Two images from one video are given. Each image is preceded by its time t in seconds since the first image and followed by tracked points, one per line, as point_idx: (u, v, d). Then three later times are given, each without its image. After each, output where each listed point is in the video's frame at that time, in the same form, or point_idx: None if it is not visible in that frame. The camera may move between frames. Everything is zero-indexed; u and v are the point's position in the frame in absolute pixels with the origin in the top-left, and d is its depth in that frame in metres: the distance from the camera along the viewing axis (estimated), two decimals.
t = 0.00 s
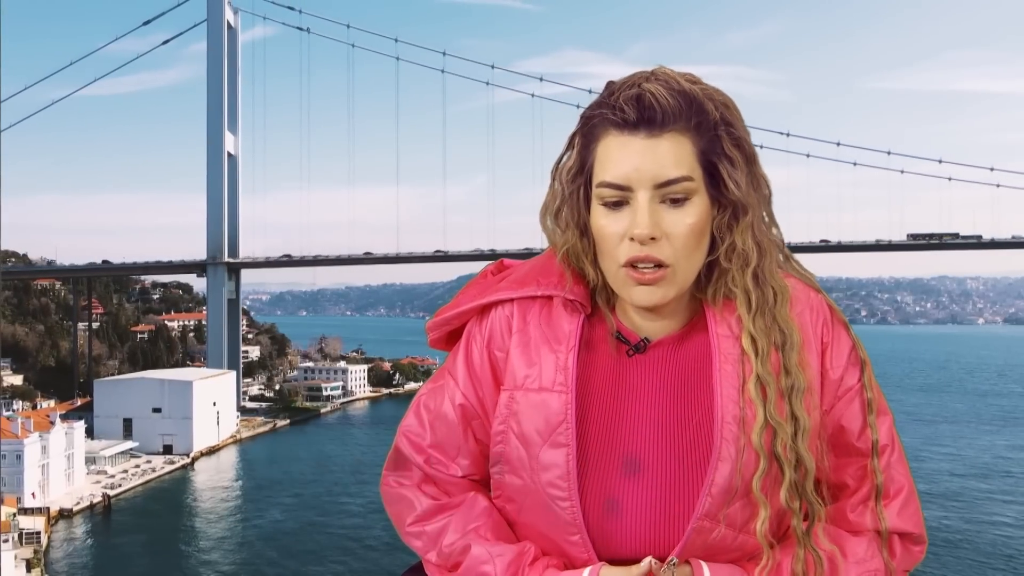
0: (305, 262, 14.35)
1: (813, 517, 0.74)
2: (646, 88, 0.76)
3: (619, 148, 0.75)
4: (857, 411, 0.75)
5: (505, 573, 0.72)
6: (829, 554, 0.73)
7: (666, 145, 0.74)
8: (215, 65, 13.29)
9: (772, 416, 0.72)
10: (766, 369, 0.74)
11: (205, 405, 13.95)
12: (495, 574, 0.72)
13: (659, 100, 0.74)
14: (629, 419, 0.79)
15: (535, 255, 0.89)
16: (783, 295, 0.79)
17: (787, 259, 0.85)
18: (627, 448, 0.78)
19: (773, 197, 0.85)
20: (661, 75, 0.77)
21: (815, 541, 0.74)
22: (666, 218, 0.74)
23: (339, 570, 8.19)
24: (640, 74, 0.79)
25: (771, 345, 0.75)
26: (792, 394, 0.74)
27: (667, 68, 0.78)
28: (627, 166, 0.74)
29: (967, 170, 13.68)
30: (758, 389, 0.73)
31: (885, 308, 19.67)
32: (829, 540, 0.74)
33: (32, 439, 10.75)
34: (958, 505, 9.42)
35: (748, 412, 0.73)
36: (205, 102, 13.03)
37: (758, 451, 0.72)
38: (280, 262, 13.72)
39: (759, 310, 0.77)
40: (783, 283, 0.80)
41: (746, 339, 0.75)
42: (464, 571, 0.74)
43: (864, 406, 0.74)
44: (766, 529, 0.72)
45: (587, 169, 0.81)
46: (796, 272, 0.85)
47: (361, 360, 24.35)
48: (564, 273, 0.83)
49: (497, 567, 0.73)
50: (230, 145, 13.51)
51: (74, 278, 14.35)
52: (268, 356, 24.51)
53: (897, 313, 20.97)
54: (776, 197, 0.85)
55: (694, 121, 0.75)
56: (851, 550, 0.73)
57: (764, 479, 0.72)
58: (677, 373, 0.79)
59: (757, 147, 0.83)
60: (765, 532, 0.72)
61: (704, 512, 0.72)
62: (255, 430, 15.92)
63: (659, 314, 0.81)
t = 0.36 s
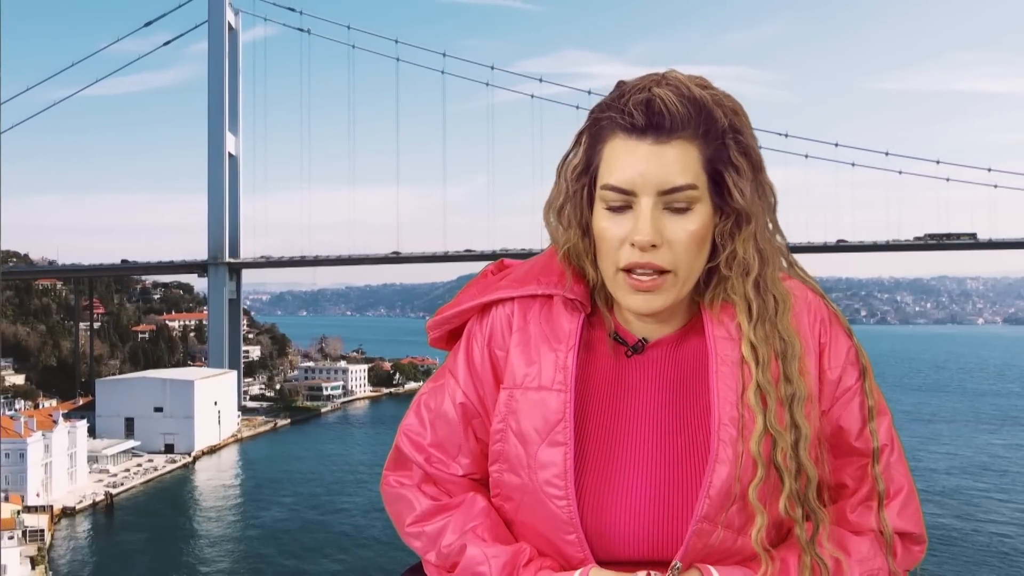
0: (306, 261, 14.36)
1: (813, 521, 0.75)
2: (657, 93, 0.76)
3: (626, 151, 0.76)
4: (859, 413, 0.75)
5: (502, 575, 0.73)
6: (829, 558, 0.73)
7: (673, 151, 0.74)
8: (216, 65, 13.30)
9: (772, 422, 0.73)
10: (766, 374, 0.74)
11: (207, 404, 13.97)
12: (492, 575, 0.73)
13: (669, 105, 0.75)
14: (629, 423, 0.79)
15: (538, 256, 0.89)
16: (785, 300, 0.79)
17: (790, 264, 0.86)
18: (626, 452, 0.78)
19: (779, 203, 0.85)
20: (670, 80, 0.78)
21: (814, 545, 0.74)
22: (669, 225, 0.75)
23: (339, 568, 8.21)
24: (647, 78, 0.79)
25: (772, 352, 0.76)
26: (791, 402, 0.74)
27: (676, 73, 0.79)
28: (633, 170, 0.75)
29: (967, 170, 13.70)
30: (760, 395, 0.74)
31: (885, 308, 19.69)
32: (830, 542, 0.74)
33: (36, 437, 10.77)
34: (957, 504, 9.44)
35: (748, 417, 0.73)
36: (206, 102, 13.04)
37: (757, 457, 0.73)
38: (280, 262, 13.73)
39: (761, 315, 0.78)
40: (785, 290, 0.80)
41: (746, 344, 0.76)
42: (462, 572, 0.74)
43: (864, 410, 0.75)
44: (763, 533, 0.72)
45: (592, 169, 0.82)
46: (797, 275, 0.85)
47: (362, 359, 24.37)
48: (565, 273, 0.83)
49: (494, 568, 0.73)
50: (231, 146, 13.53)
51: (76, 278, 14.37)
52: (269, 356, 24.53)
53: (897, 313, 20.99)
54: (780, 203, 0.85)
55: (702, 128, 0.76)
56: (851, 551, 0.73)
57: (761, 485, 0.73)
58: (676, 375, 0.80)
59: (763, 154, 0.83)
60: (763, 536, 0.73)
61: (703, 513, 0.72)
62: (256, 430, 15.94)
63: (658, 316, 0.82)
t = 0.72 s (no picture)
0: (307, 262, 14.37)
1: (814, 519, 0.75)
2: (660, 91, 0.76)
3: (630, 149, 0.76)
4: (859, 414, 0.75)
5: (504, 575, 0.73)
6: (829, 560, 0.73)
7: (676, 151, 0.75)
8: (217, 66, 13.30)
9: (774, 422, 0.73)
10: (767, 374, 0.74)
11: (208, 404, 13.98)
12: (491, 574, 0.73)
13: (673, 104, 0.75)
14: (630, 423, 0.79)
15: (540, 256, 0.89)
16: (787, 300, 0.79)
17: (793, 263, 0.86)
18: (626, 452, 0.78)
19: (781, 202, 0.85)
20: (676, 78, 0.78)
21: (815, 547, 0.74)
22: (675, 223, 0.75)
23: (339, 567, 8.23)
24: (651, 77, 0.79)
25: (775, 352, 0.76)
26: (792, 401, 0.74)
27: (681, 71, 0.79)
28: (636, 169, 0.75)
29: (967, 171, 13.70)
30: (761, 394, 0.74)
31: (884, 309, 19.72)
32: (830, 542, 0.74)
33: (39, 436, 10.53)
34: (956, 503, 9.45)
35: (750, 416, 0.73)
36: (208, 103, 13.06)
37: (757, 456, 0.73)
38: (282, 263, 13.73)
39: (764, 315, 0.78)
40: (787, 289, 0.80)
41: (749, 342, 0.76)
42: (463, 570, 0.74)
43: (864, 409, 0.75)
44: (764, 532, 0.73)
45: (596, 168, 0.81)
46: (799, 275, 0.86)
47: (362, 360, 24.38)
48: (566, 272, 0.83)
49: (495, 567, 0.73)
50: (232, 147, 13.54)
51: (77, 278, 14.38)
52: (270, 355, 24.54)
53: (897, 313, 21.02)
54: (782, 201, 0.86)
55: (706, 126, 0.76)
56: (850, 551, 0.73)
57: (762, 484, 0.73)
58: (677, 374, 0.80)
59: (766, 156, 0.83)
60: (763, 535, 0.73)
61: (703, 513, 0.72)
62: (257, 429, 15.96)
63: (660, 313, 0.82)
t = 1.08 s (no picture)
0: (307, 262, 14.39)
1: (812, 518, 0.75)
2: (655, 88, 0.77)
3: (626, 146, 0.76)
4: (857, 413, 0.75)
5: (502, 574, 0.73)
6: (828, 559, 0.73)
7: (672, 146, 0.75)
8: (218, 67, 13.33)
9: (773, 418, 0.73)
10: (766, 369, 0.74)
11: (209, 403, 13.98)
12: (490, 574, 0.73)
13: (668, 101, 0.75)
14: (628, 422, 0.79)
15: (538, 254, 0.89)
16: (785, 298, 0.79)
17: (790, 262, 0.86)
18: (625, 450, 0.78)
19: (779, 199, 0.85)
20: (671, 76, 0.78)
21: (813, 545, 0.74)
22: (671, 219, 0.75)
23: (340, 565, 8.24)
24: (646, 75, 0.79)
25: (773, 349, 0.76)
26: (790, 398, 0.74)
27: (675, 68, 0.79)
28: (631, 166, 0.75)
29: (965, 173, 13.72)
30: (759, 391, 0.74)
31: (884, 308, 19.76)
32: (829, 542, 0.74)
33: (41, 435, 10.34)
34: (955, 502, 9.48)
35: (746, 412, 0.74)
36: (209, 104, 13.07)
37: (757, 453, 0.72)
38: (282, 263, 13.75)
39: (763, 311, 0.78)
40: (785, 288, 0.80)
41: (748, 339, 0.76)
42: (463, 570, 0.74)
43: (864, 409, 0.75)
44: (762, 530, 0.73)
45: (591, 168, 0.82)
46: (797, 272, 0.86)
47: (362, 360, 24.38)
48: (565, 272, 0.83)
49: (493, 567, 0.73)
50: (233, 147, 13.55)
51: (79, 278, 14.38)
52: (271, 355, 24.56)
53: (896, 313, 21.05)
54: (780, 199, 0.86)
55: (701, 122, 0.76)
56: (849, 550, 0.73)
57: (760, 483, 0.73)
58: (674, 372, 0.80)
59: (761, 153, 0.84)
60: (762, 534, 0.73)
61: (701, 513, 0.72)
62: (257, 429, 15.97)
63: (658, 312, 0.82)
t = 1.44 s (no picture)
0: (308, 262, 14.39)
1: (812, 517, 0.75)
2: (654, 85, 0.77)
3: (625, 144, 0.76)
4: (857, 412, 0.75)
5: (501, 574, 0.73)
6: (827, 556, 0.73)
7: (672, 143, 0.75)
8: (219, 68, 13.33)
9: (773, 415, 0.73)
10: (766, 366, 0.75)
11: (211, 403, 13.99)
12: (489, 572, 0.73)
13: (667, 98, 0.75)
14: (628, 423, 0.79)
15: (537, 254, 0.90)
16: (785, 295, 0.79)
17: (790, 261, 0.86)
18: (624, 451, 0.78)
19: (777, 197, 0.85)
20: (668, 76, 0.78)
21: (812, 542, 0.74)
22: (672, 216, 0.75)
23: (341, 564, 8.25)
24: (645, 76, 0.79)
25: (772, 347, 0.76)
26: (790, 395, 0.74)
27: (674, 67, 0.79)
28: (632, 164, 0.75)
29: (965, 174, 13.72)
30: (759, 388, 0.74)
31: (883, 309, 19.79)
32: (827, 540, 0.75)
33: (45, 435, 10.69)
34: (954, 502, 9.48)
35: (746, 411, 0.74)
36: (210, 106, 13.08)
37: (755, 451, 0.73)
38: (283, 263, 13.76)
39: (761, 310, 0.78)
40: (785, 286, 0.80)
41: (747, 337, 0.76)
42: (463, 570, 0.74)
43: (864, 409, 0.75)
44: (761, 528, 0.73)
45: (591, 167, 0.82)
46: (796, 272, 0.85)
47: (363, 360, 24.39)
48: (565, 271, 0.83)
49: (492, 567, 0.74)
50: (234, 148, 13.55)
51: (81, 278, 14.39)
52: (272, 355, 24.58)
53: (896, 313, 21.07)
54: (779, 197, 0.85)
55: (701, 120, 0.76)
56: (849, 550, 0.73)
57: (760, 479, 0.73)
58: (674, 371, 0.81)
59: (762, 154, 0.83)
60: (761, 532, 0.73)
61: (698, 511, 0.72)
62: (259, 428, 15.97)
63: (659, 311, 0.81)
